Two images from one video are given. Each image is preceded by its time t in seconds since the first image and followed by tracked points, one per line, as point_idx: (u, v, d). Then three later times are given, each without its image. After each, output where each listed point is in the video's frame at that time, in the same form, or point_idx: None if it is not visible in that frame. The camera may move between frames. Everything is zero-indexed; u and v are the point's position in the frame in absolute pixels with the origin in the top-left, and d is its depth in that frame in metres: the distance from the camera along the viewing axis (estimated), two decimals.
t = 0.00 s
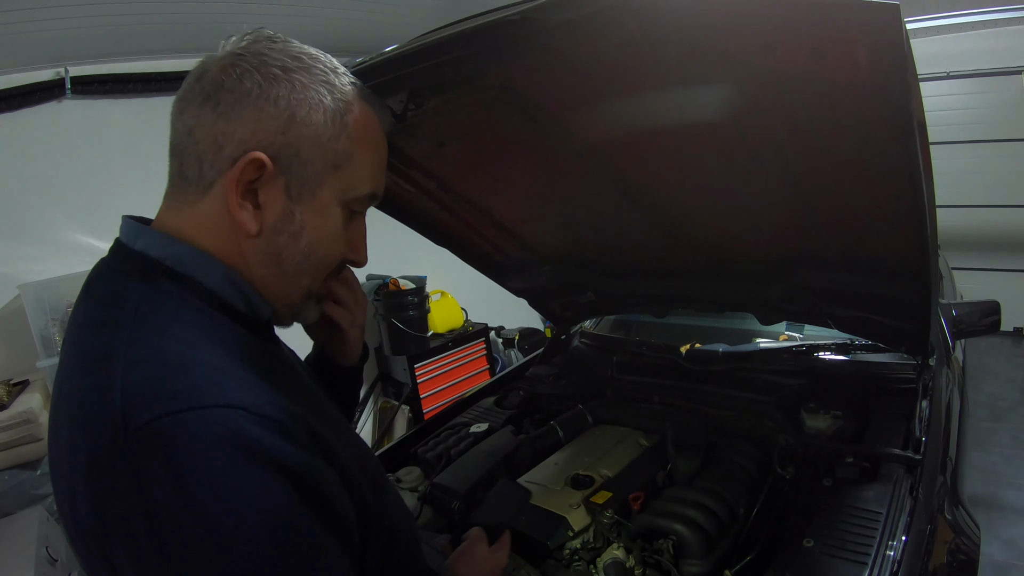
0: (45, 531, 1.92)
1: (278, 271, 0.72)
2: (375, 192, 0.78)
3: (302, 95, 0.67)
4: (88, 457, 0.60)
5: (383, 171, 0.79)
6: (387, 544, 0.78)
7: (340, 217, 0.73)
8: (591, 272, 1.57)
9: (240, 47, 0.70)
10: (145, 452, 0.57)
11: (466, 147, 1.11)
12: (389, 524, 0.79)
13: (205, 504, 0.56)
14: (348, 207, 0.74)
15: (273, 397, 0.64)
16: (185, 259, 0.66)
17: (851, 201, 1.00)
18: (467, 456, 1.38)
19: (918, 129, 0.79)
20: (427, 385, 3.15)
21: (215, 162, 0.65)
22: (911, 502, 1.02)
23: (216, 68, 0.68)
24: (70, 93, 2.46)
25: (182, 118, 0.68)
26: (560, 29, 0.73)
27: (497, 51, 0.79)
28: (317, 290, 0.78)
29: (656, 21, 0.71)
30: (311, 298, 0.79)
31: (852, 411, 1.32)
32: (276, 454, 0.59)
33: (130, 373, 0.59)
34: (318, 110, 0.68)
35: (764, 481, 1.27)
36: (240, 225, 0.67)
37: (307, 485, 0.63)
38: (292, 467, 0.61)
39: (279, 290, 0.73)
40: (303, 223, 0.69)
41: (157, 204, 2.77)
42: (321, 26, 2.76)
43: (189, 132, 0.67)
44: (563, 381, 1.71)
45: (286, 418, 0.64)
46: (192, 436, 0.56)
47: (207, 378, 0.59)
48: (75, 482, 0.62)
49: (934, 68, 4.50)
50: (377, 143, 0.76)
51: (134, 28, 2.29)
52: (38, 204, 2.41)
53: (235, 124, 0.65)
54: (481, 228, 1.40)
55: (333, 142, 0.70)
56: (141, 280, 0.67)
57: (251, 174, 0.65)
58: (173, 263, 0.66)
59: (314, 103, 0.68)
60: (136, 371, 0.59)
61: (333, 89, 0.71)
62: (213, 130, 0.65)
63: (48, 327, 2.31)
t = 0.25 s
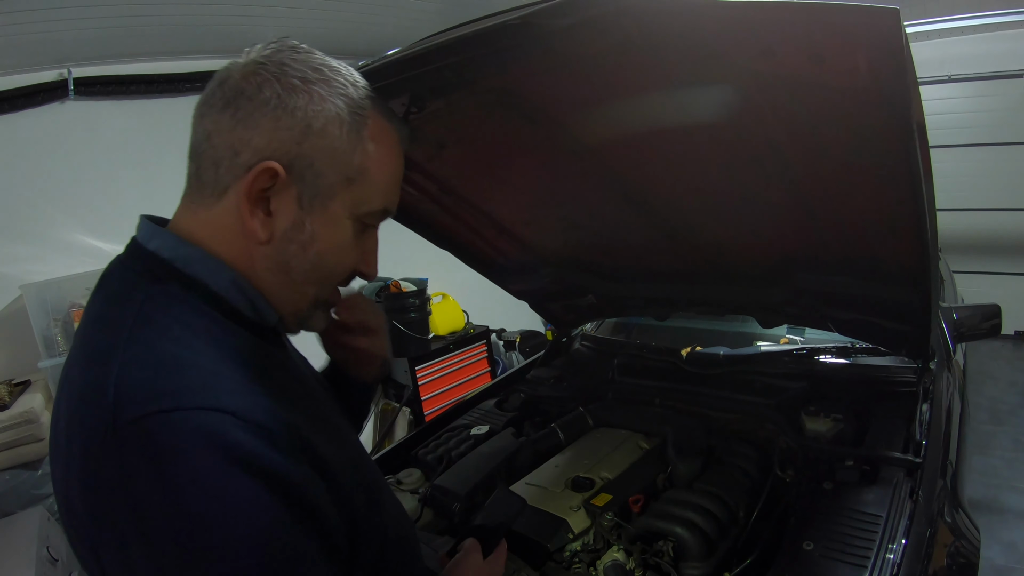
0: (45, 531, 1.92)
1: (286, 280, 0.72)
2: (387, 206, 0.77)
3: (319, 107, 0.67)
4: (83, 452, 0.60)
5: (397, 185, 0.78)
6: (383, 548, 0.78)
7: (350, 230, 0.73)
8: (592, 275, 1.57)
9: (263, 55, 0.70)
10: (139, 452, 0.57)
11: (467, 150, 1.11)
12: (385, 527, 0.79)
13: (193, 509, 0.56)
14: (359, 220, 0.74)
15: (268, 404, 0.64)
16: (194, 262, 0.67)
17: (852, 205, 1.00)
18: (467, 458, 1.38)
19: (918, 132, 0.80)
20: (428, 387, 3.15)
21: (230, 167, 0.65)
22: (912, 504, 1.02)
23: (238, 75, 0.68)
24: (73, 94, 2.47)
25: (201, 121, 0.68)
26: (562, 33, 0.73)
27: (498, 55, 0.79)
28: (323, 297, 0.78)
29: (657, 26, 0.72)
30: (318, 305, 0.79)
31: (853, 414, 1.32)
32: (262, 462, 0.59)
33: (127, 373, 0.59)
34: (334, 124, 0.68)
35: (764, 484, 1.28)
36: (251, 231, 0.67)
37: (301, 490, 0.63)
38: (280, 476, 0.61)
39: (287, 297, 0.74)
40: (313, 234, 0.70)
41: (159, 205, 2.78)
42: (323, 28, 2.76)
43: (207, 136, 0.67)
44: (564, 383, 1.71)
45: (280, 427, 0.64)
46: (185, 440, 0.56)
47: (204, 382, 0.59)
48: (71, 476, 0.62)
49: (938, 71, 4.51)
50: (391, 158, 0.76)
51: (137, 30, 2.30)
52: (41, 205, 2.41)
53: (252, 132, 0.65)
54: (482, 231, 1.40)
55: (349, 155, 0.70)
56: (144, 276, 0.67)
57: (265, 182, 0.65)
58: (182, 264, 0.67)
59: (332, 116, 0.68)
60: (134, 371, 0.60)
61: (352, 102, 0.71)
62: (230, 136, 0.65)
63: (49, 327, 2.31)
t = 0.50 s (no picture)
0: (45, 530, 1.93)
1: (320, 290, 0.75)
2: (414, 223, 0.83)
3: (379, 136, 0.70)
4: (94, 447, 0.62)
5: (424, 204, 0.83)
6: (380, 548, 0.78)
7: (385, 248, 0.78)
8: (593, 277, 1.57)
9: (317, 71, 0.70)
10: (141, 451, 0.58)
11: (469, 152, 1.12)
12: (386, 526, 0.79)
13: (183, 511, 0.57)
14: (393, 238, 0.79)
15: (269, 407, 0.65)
16: (212, 260, 0.67)
17: (852, 208, 1.00)
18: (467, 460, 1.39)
19: (918, 135, 0.80)
20: (429, 388, 3.15)
21: (286, 188, 0.66)
22: (912, 507, 1.02)
23: (293, 90, 0.68)
24: (74, 95, 2.47)
25: (250, 134, 0.67)
26: (563, 36, 0.73)
27: (500, 59, 0.80)
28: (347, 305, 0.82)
29: (657, 29, 0.72)
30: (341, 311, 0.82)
31: (853, 417, 1.32)
32: (248, 468, 0.60)
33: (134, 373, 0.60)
34: (392, 154, 0.72)
35: (764, 487, 1.27)
36: (302, 249, 0.69)
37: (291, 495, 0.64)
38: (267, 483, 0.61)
39: (317, 305, 0.76)
40: (357, 253, 0.74)
41: (160, 205, 2.79)
42: (325, 29, 2.77)
43: (259, 150, 0.67)
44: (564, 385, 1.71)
45: (275, 431, 0.64)
46: (183, 442, 0.58)
47: (207, 384, 0.60)
48: (82, 469, 0.64)
49: (937, 75, 4.52)
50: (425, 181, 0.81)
51: (139, 31, 2.30)
52: (42, 205, 2.42)
53: (313, 157, 0.66)
54: (483, 232, 1.40)
55: (399, 183, 0.73)
56: (159, 274, 0.68)
57: (325, 207, 0.67)
58: (200, 261, 0.68)
59: (387, 146, 0.71)
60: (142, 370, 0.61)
61: (401, 130, 0.74)
62: (289, 157, 0.66)
63: (50, 328, 2.30)
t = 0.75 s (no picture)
0: (46, 531, 1.93)
1: (338, 295, 0.76)
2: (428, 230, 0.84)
3: (397, 141, 0.73)
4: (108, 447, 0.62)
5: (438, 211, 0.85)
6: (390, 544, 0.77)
7: (402, 254, 0.79)
8: (593, 279, 1.58)
9: (339, 79, 0.73)
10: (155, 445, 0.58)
11: (470, 155, 1.12)
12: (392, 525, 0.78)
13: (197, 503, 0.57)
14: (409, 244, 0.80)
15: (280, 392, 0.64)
16: (240, 266, 0.68)
17: (852, 210, 1.01)
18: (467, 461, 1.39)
19: (918, 138, 0.80)
20: (429, 389, 3.16)
21: (307, 193, 0.68)
22: (911, 509, 1.02)
23: (317, 96, 0.70)
24: (76, 95, 2.47)
25: (274, 139, 0.69)
26: (564, 39, 0.73)
27: (502, 62, 0.80)
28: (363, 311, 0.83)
29: (654, 32, 0.72)
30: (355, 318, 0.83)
31: (853, 419, 1.33)
32: (296, 455, 0.60)
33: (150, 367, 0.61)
34: (409, 159, 0.74)
35: (765, 488, 1.28)
36: (324, 254, 0.70)
37: (329, 482, 0.64)
38: (310, 468, 0.62)
39: (334, 310, 0.77)
40: (376, 257, 0.75)
41: (161, 206, 2.79)
42: (326, 30, 2.77)
43: (283, 155, 0.68)
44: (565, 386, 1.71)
45: (308, 417, 0.65)
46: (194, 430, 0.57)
47: (237, 382, 0.60)
48: (95, 471, 0.64)
49: (938, 76, 4.54)
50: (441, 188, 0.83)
51: (140, 32, 2.30)
52: (43, 206, 2.42)
53: (338, 161, 0.68)
54: (485, 234, 1.41)
55: (417, 191, 0.76)
56: (171, 272, 0.69)
57: (347, 212, 0.68)
58: (226, 265, 0.68)
59: (407, 155, 0.73)
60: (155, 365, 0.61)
61: (420, 140, 0.77)
62: (314, 162, 0.67)
63: (52, 329, 2.29)
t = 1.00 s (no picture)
0: (44, 532, 1.93)
1: (339, 297, 0.76)
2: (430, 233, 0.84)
3: (391, 147, 0.72)
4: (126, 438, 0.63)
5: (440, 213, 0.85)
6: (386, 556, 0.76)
7: (401, 256, 0.79)
8: (593, 280, 1.58)
9: (334, 86, 0.73)
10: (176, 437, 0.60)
11: (469, 156, 1.12)
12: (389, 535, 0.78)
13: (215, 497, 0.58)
14: (409, 247, 0.80)
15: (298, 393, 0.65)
16: (259, 268, 0.70)
17: (850, 212, 1.01)
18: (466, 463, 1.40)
19: (916, 139, 0.80)
20: (428, 390, 3.17)
21: (304, 197, 0.69)
22: (910, 510, 1.02)
23: (311, 104, 0.71)
24: (75, 96, 2.47)
25: (272, 147, 0.70)
26: (563, 40, 0.73)
27: (500, 63, 0.80)
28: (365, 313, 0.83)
29: (655, 33, 0.72)
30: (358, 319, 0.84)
31: (851, 420, 1.33)
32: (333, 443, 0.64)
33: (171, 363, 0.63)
34: (403, 164, 0.74)
35: (763, 489, 1.28)
36: (320, 256, 0.71)
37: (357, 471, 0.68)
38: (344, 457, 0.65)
39: (336, 312, 0.78)
40: (373, 260, 0.75)
41: (160, 207, 2.79)
42: (325, 31, 2.77)
43: (280, 161, 0.69)
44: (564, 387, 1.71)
45: (339, 409, 0.68)
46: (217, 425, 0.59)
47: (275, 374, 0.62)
48: (108, 465, 0.66)
49: (937, 76, 4.53)
50: (441, 191, 0.82)
51: (139, 32, 2.30)
52: (42, 207, 2.42)
53: (330, 167, 0.68)
54: (484, 235, 1.41)
55: (412, 194, 0.75)
56: (189, 272, 0.71)
57: (340, 215, 0.69)
58: (246, 267, 0.70)
59: (399, 159, 0.73)
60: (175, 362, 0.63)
61: (415, 143, 0.76)
62: (307, 168, 0.68)
63: (51, 330, 2.30)
